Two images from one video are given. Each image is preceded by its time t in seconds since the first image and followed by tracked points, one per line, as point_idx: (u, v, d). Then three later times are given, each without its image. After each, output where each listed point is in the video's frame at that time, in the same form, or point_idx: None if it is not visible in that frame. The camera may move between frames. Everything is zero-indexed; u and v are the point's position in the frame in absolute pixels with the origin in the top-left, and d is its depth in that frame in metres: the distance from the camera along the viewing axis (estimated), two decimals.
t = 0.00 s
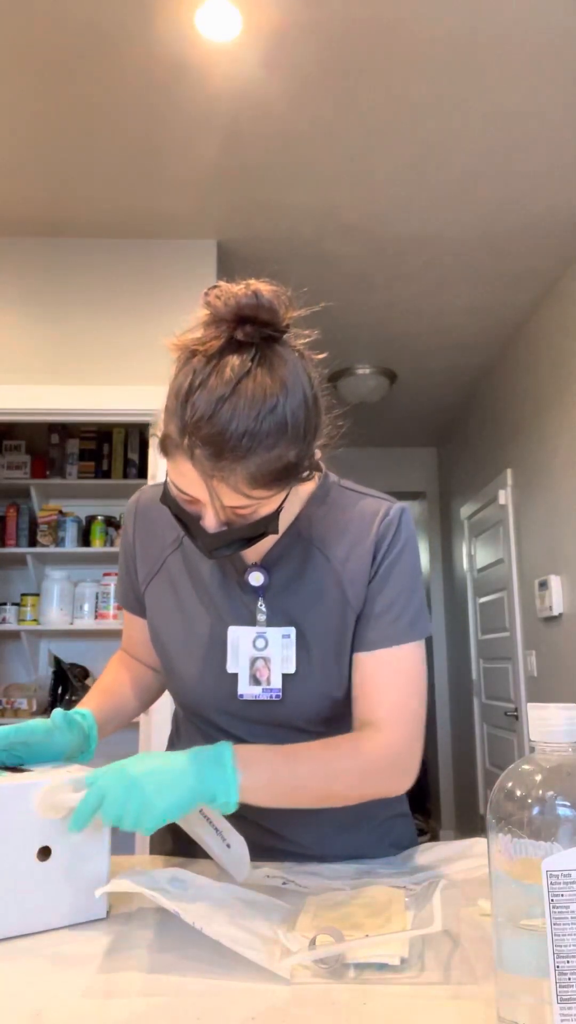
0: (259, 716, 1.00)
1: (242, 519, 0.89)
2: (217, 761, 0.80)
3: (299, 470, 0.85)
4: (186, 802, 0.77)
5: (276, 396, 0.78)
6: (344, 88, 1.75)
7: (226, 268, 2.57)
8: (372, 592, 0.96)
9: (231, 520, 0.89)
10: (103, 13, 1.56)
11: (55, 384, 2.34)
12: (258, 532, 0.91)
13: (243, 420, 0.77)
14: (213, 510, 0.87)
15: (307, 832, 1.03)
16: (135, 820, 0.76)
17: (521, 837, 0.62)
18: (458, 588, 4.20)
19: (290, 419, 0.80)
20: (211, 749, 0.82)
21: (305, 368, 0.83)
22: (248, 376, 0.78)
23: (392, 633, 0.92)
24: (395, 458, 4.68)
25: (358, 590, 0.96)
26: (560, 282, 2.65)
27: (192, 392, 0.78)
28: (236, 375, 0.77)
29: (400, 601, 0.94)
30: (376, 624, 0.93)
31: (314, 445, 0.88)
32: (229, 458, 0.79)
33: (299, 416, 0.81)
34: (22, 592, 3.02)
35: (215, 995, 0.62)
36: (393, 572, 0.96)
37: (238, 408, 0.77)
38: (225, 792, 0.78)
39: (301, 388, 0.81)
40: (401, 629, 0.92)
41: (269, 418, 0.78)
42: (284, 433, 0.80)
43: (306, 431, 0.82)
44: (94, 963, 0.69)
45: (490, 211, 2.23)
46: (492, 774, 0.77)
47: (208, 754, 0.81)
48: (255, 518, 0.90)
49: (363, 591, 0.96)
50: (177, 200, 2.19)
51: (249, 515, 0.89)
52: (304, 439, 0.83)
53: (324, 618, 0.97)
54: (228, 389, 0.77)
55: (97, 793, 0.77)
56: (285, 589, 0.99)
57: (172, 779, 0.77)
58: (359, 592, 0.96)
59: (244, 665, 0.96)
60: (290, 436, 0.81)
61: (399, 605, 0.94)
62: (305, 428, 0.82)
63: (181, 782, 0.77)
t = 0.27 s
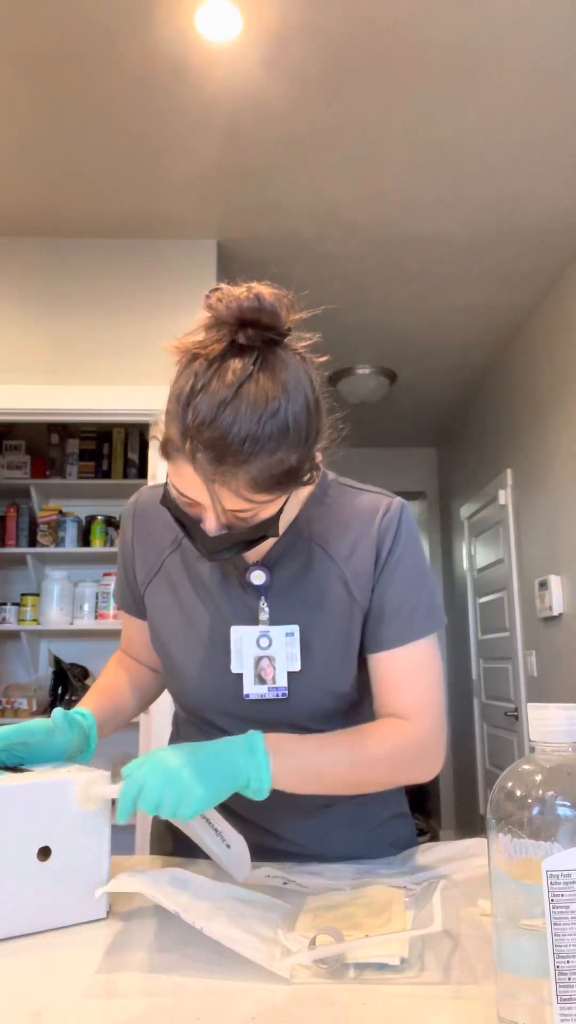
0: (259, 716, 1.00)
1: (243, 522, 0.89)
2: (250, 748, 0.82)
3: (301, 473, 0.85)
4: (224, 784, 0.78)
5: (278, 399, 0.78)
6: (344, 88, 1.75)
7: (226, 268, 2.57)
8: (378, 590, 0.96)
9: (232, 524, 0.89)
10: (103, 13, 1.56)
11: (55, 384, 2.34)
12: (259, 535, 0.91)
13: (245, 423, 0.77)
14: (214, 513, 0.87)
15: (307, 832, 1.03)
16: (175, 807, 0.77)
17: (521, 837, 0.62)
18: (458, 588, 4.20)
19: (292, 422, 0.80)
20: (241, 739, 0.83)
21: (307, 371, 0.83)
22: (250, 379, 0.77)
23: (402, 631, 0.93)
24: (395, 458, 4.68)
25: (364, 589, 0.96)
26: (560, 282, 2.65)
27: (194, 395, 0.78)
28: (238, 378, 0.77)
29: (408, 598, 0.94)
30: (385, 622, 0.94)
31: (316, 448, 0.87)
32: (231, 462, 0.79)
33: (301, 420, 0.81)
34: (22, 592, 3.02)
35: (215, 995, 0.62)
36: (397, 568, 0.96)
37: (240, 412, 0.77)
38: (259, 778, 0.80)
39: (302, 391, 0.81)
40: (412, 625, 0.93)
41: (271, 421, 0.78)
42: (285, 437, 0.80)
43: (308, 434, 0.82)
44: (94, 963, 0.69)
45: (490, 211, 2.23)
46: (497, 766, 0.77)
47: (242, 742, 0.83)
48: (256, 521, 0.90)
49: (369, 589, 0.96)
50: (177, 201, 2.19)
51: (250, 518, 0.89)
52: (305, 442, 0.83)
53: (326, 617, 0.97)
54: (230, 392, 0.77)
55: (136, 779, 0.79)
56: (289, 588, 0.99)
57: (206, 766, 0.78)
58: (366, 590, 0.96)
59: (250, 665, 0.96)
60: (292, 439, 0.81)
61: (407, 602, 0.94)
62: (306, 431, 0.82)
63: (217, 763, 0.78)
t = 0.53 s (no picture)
0: (259, 717, 1.00)
1: (241, 522, 0.89)
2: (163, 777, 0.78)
3: (298, 473, 0.85)
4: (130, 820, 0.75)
5: (276, 399, 0.78)
6: (344, 88, 1.75)
7: (226, 268, 2.57)
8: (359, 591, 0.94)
9: (229, 524, 0.89)
10: (103, 13, 1.55)
11: (55, 384, 2.34)
12: (257, 534, 0.91)
13: (242, 423, 0.77)
14: (212, 514, 0.87)
15: (307, 832, 1.03)
16: (76, 839, 0.74)
17: (522, 837, 0.62)
18: (458, 588, 4.20)
19: (290, 423, 0.80)
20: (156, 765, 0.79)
21: (305, 371, 0.83)
22: (247, 379, 0.77)
23: (372, 632, 0.90)
24: (395, 458, 4.68)
25: (348, 590, 0.95)
26: (560, 282, 2.65)
27: (191, 395, 0.78)
28: (236, 378, 0.77)
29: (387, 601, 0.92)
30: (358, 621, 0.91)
31: (314, 448, 0.87)
32: (229, 462, 0.79)
33: (298, 420, 0.81)
34: (22, 592, 3.02)
35: (215, 995, 0.62)
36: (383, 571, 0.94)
37: (237, 411, 0.77)
38: (170, 808, 0.76)
39: (300, 391, 0.81)
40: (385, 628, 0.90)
41: (268, 421, 0.78)
42: (283, 437, 0.80)
43: (305, 434, 0.82)
44: (94, 963, 0.69)
45: (490, 212, 2.23)
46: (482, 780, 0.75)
47: (154, 771, 0.78)
48: (254, 521, 0.90)
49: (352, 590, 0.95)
50: (177, 201, 2.19)
51: (248, 519, 0.89)
52: (303, 442, 0.83)
53: (320, 618, 0.97)
54: (227, 392, 0.77)
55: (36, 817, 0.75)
56: (281, 590, 0.99)
57: (110, 796, 0.75)
58: (349, 591, 0.95)
59: (236, 665, 0.97)
60: (290, 439, 0.81)
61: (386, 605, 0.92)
62: (304, 431, 0.82)
63: (124, 801, 0.75)
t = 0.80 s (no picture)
0: (258, 717, 1.00)
1: (236, 523, 0.89)
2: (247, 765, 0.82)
3: (293, 473, 0.85)
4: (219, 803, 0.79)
5: (268, 399, 0.78)
6: (344, 88, 1.75)
7: (226, 268, 2.57)
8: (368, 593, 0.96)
9: (224, 526, 0.89)
10: (104, 13, 1.56)
11: (55, 384, 2.34)
12: (252, 535, 0.91)
13: (235, 424, 0.77)
14: (206, 515, 0.87)
15: (306, 832, 1.03)
16: (167, 818, 0.79)
17: (521, 837, 0.62)
18: (458, 588, 4.20)
19: (282, 423, 0.80)
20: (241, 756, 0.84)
21: (297, 370, 0.83)
22: (238, 379, 0.77)
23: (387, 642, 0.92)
24: (395, 458, 4.68)
25: (353, 592, 0.96)
26: (559, 282, 2.65)
27: (184, 397, 0.78)
28: (227, 379, 0.77)
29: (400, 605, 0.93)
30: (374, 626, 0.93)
31: (308, 448, 0.87)
32: (222, 463, 0.79)
33: (291, 419, 0.81)
34: (22, 592, 3.02)
35: (216, 995, 0.62)
36: (389, 573, 0.95)
37: (230, 412, 0.77)
38: (252, 792, 0.81)
39: (292, 391, 0.81)
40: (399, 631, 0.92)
41: (261, 422, 0.78)
42: (276, 437, 0.80)
43: (299, 434, 0.82)
44: (94, 963, 0.69)
45: (490, 211, 2.23)
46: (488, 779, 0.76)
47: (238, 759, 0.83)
48: (249, 522, 0.90)
49: (357, 592, 0.96)
50: (176, 201, 2.19)
51: (243, 520, 0.89)
52: (296, 442, 0.83)
53: (318, 618, 0.97)
54: (219, 393, 0.77)
55: (132, 797, 0.80)
56: (279, 591, 0.99)
57: (197, 777, 0.80)
58: (354, 592, 0.96)
59: (237, 666, 0.97)
60: (283, 439, 0.80)
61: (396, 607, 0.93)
62: (297, 431, 0.82)
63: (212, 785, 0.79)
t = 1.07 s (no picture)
0: (258, 717, 1.00)
1: (242, 521, 0.89)
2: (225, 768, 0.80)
3: (300, 472, 0.85)
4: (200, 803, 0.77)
5: (277, 398, 0.78)
6: (344, 88, 1.75)
7: (226, 268, 2.57)
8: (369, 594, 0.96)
9: (231, 524, 0.89)
10: (103, 13, 1.55)
11: (55, 383, 2.34)
12: (258, 534, 0.91)
13: (245, 422, 0.77)
14: (214, 513, 0.87)
15: (307, 832, 1.03)
16: (141, 824, 0.75)
17: (522, 838, 0.62)
18: (458, 588, 4.20)
19: (291, 422, 0.80)
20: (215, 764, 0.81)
21: (305, 369, 0.83)
22: (248, 377, 0.77)
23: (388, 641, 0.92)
24: (395, 458, 4.68)
25: (355, 592, 0.96)
26: (560, 282, 2.65)
27: (193, 394, 0.78)
28: (238, 377, 0.77)
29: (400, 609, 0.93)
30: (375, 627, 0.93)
31: (315, 447, 0.88)
32: (231, 461, 0.79)
33: (300, 418, 0.81)
34: (22, 592, 3.02)
35: (216, 995, 0.62)
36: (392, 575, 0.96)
37: (239, 411, 0.77)
38: (230, 799, 0.78)
39: (302, 390, 0.81)
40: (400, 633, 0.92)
41: (271, 420, 0.78)
42: (285, 436, 0.80)
43: (307, 433, 0.83)
44: (94, 963, 0.69)
45: (490, 211, 2.23)
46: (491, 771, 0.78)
47: (213, 766, 0.81)
48: (255, 520, 0.90)
49: (361, 593, 0.96)
50: (177, 201, 2.19)
51: (249, 518, 0.89)
52: (305, 441, 0.83)
53: (319, 617, 0.97)
54: (229, 391, 0.77)
55: (104, 800, 0.77)
56: (282, 591, 0.99)
57: (173, 781, 0.77)
58: (357, 594, 0.96)
59: (240, 666, 0.96)
60: (291, 438, 0.81)
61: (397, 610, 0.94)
62: (306, 430, 0.82)
63: (193, 783, 0.77)
